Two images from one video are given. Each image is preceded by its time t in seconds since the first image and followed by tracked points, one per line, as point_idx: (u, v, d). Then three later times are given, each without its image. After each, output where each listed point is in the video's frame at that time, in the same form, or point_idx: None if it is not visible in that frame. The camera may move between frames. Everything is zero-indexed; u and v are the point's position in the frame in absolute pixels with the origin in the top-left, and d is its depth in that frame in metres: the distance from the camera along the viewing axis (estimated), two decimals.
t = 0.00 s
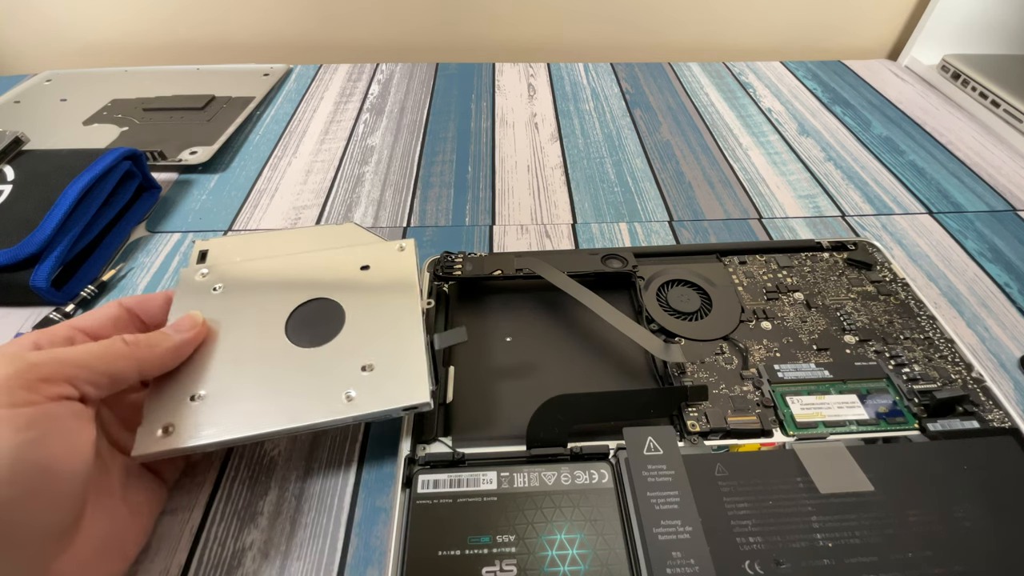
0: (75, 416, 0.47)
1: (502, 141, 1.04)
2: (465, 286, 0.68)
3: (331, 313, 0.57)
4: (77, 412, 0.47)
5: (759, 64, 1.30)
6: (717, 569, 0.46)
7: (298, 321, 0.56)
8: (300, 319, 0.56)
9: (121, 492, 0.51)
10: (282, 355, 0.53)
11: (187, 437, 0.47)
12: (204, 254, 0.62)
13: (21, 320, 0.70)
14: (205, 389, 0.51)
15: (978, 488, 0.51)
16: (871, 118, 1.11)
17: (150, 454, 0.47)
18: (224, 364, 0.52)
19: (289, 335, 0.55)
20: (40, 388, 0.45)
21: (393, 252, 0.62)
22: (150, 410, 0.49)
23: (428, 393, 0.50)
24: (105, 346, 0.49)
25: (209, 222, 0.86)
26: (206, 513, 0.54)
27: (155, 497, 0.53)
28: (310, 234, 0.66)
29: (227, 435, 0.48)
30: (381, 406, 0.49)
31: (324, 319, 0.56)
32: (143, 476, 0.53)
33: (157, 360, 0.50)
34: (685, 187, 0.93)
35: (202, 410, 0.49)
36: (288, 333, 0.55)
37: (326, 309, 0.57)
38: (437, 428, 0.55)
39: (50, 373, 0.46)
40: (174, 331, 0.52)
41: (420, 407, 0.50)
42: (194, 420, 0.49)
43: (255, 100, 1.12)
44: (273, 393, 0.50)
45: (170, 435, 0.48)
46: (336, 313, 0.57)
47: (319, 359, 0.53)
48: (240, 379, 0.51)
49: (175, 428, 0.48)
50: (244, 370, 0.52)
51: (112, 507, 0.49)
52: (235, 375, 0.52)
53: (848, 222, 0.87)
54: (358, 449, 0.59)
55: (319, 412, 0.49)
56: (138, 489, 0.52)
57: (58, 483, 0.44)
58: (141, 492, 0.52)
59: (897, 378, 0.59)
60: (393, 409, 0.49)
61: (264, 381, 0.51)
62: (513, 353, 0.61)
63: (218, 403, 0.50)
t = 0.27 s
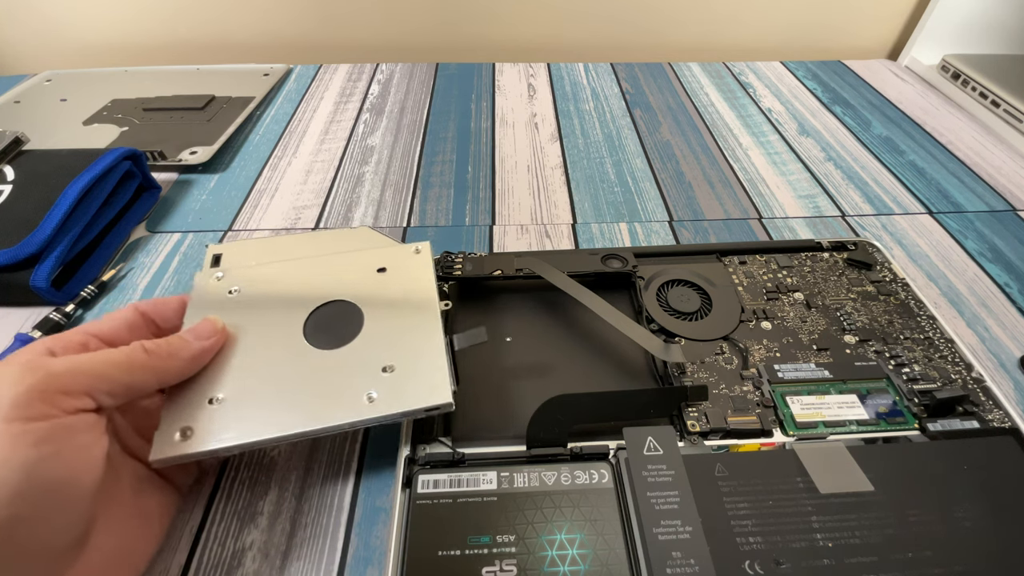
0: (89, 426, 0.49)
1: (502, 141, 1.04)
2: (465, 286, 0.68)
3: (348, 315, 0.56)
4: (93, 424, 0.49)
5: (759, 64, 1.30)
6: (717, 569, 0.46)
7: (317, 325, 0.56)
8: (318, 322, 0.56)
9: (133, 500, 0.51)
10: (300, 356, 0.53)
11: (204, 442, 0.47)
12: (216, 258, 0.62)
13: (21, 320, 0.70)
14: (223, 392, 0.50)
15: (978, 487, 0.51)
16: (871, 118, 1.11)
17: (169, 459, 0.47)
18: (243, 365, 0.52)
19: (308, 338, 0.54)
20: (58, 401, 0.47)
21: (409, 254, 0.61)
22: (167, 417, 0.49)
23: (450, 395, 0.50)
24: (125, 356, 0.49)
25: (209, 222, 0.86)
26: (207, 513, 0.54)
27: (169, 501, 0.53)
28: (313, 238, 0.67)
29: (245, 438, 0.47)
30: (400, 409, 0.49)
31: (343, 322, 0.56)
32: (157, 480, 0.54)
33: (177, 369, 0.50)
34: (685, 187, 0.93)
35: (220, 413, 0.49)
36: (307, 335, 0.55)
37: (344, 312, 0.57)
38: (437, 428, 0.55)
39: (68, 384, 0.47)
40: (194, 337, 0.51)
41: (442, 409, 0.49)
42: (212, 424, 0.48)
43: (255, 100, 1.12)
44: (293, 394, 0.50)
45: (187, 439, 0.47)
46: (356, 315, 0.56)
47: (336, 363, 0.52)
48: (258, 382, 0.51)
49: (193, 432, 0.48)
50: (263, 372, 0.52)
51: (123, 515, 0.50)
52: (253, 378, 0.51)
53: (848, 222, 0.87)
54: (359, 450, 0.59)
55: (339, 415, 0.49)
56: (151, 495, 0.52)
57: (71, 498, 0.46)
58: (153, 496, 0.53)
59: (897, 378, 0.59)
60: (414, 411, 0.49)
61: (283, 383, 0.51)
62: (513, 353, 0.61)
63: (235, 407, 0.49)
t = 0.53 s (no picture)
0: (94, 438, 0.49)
1: (502, 141, 1.04)
2: (465, 286, 0.68)
3: (353, 320, 0.56)
4: (98, 436, 0.49)
5: (759, 64, 1.30)
6: (717, 569, 0.46)
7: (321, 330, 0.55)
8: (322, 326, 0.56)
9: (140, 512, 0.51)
10: (305, 363, 0.53)
11: (212, 452, 0.47)
12: (216, 260, 0.62)
13: (21, 320, 0.70)
14: (229, 402, 0.50)
15: (978, 487, 0.51)
16: (872, 118, 1.11)
17: (179, 471, 0.47)
18: (248, 375, 0.52)
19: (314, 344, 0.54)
20: (61, 414, 0.47)
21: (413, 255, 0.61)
22: (172, 429, 0.49)
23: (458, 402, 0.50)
24: (126, 366, 0.49)
25: (209, 222, 0.86)
26: (207, 513, 0.54)
27: (177, 514, 0.53)
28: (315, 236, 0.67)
29: (253, 449, 0.47)
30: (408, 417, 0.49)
31: (348, 327, 0.56)
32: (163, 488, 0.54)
33: (179, 378, 0.49)
34: (685, 187, 0.93)
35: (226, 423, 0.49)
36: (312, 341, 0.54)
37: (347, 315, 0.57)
38: (437, 428, 0.55)
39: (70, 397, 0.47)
40: (197, 345, 0.51)
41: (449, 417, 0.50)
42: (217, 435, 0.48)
43: (255, 100, 1.12)
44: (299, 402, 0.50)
45: (195, 449, 0.47)
46: (361, 321, 0.56)
47: (340, 368, 0.52)
48: (264, 391, 0.51)
49: (200, 443, 0.48)
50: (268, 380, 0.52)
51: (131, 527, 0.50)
52: (259, 387, 0.51)
53: (848, 222, 0.87)
54: (358, 451, 0.59)
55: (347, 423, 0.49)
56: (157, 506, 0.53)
57: (79, 512, 0.46)
58: (159, 508, 0.53)
59: (897, 378, 0.59)
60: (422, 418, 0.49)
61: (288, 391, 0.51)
62: (513, 353, 0.61)
63: (242, 417, 0.49)
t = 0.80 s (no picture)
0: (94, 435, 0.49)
1: (502, 141, 1.04)
2: (465, 286, 0.68)
3: (351, 319, 0.56)
4: (100, 433, 0.49)
5: (759, 64, 1.30)
6: (717, 569, 0.46)
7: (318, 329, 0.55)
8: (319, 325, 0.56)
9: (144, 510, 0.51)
10: (303, 362, 0.53)
11: (211, 451, 0.47)
12: (213, 261, 0.62)
13: (22, 320, 0.70)
14: (227, 402, 0.50)
15: (978, 487, 0.51)
16: (871, 118, 1.11)
17: (178, 470, 0.47)
18: (246, 375, 0.52)
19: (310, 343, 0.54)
20: (59, 411, 0.47)
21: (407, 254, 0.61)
22: (171, 429, 0.49)
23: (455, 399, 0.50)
24: (124, 365, 0.49)
25: (209, 223, 0.86)
26: (207, 513, 0.54)
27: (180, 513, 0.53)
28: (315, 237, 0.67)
29: (252, 448, 0.47)
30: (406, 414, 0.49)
31: (345, 326, 0.56)
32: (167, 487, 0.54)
33: (177, 375, 0.49)
34: (685, 187, 0.93)
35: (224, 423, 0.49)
36: (309, 341, 0.55)
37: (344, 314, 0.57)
38: (437, 428, 0.55)
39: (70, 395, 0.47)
40: (193, 344, 0.51)
41: (447, 412, 0.50)
42: (216, 434, 0.48)
43: (255, 100, 1.12)
44: (298, 402, 0.50)
45: (193, 449, 0.47)
46: (357, 320, 0.56)
47: (338, 366, 0.52)
48: (263, 391, 0.51)
49: (199, 443, 0.48)
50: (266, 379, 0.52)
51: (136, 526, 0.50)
52: (258, 387, 0.51)
53: (848, 222, 0.87)
54: (358, 452, 0.58)
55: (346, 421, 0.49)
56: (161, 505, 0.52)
57: (80, 510, 0.46)
58: (163, 507, 0.52)
59: (897, 378, 0.59)
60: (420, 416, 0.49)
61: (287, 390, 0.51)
62: (513, 353, 0.61)
63: (241, 417, 0.49)
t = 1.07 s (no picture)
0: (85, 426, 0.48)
1: (502, 141, 1.04)
2: (465, 286, 0.68)
3: (341, 315, 0.56)
4: (91, 423, 0.49)
5: (759, 64, 1.30)
6: (717, 569, 0.46)
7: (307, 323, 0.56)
8: (309, 319, 0.56)
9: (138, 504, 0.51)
10: (292, 358, 0.53)
11: (200, 445, 0.48)
12: (207, 260, 0.62)
13: (21, 320, 0.70)
14: (216, 396, 0.50)
15: (978, 487, 0.51)
16: (871, 118, 1.11)
17: (166, 463, 0.47)
18: (234, 370, 0.52)
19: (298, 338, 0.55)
20: (51, 402, 0.47)
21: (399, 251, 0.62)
22: (160, 422, 0.49)
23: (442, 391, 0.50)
24: (115, 359, 0.49)
25: (209, 223, 0.86)
26: (207, 513, 0.54)
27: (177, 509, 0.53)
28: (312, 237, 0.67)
29: (240, 441, 0.47)
30: (392, 407, 0.49)
31: (334, 321, 0.56)
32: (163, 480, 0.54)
33: (165, 368, 0.50)
34: (685, 187, 0.93)
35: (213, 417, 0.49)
36: (298, 335, 0.55)
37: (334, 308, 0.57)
38: (437, 428, 0.55)
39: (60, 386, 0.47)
40: (183, 340, 0.51)
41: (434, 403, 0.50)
42: (205, 429, 0.49)
43: (255, 100, 1.12)
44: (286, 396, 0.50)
45: (182, 443, 0.48)
46: (346, 315, 0.56)
47: (328, 362, 0.53)
48: (250, 387, 0.51)
49: (186, 437, 0.48)
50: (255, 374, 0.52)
51: (131, 520, 0.50)
52: (245, 383, 0.51)
53: (848, 222, 0.87)
54: (359, 452, 0.58)
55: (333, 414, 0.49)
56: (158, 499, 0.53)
57: (73, 501, 0.46)
58: (160, 502, 0.52)
59: (897, 378, 0.59)
60: (407, 409, 0.49)
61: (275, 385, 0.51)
62: (512, 353, 0.61)
63: (229, 411, 0.49)
